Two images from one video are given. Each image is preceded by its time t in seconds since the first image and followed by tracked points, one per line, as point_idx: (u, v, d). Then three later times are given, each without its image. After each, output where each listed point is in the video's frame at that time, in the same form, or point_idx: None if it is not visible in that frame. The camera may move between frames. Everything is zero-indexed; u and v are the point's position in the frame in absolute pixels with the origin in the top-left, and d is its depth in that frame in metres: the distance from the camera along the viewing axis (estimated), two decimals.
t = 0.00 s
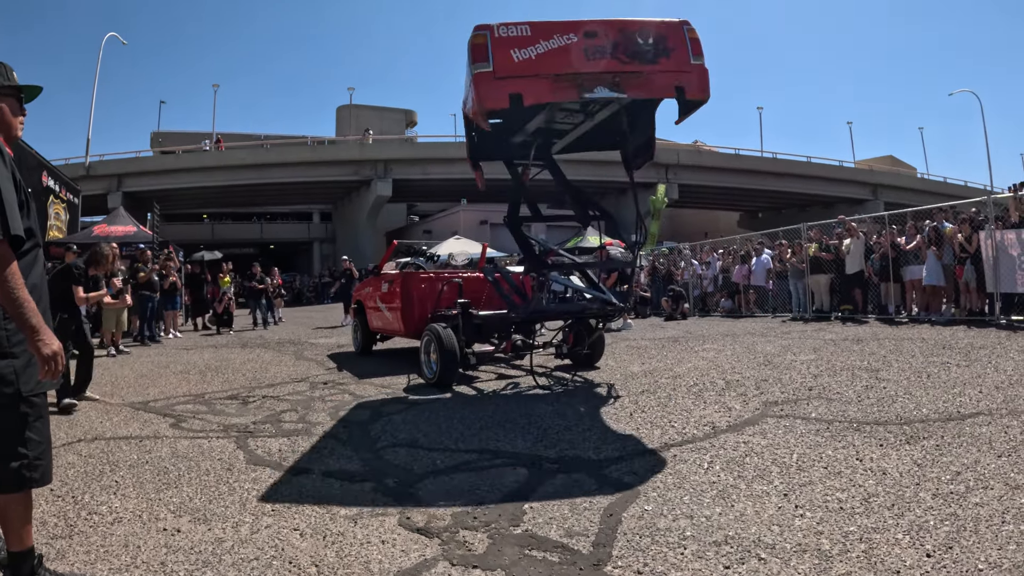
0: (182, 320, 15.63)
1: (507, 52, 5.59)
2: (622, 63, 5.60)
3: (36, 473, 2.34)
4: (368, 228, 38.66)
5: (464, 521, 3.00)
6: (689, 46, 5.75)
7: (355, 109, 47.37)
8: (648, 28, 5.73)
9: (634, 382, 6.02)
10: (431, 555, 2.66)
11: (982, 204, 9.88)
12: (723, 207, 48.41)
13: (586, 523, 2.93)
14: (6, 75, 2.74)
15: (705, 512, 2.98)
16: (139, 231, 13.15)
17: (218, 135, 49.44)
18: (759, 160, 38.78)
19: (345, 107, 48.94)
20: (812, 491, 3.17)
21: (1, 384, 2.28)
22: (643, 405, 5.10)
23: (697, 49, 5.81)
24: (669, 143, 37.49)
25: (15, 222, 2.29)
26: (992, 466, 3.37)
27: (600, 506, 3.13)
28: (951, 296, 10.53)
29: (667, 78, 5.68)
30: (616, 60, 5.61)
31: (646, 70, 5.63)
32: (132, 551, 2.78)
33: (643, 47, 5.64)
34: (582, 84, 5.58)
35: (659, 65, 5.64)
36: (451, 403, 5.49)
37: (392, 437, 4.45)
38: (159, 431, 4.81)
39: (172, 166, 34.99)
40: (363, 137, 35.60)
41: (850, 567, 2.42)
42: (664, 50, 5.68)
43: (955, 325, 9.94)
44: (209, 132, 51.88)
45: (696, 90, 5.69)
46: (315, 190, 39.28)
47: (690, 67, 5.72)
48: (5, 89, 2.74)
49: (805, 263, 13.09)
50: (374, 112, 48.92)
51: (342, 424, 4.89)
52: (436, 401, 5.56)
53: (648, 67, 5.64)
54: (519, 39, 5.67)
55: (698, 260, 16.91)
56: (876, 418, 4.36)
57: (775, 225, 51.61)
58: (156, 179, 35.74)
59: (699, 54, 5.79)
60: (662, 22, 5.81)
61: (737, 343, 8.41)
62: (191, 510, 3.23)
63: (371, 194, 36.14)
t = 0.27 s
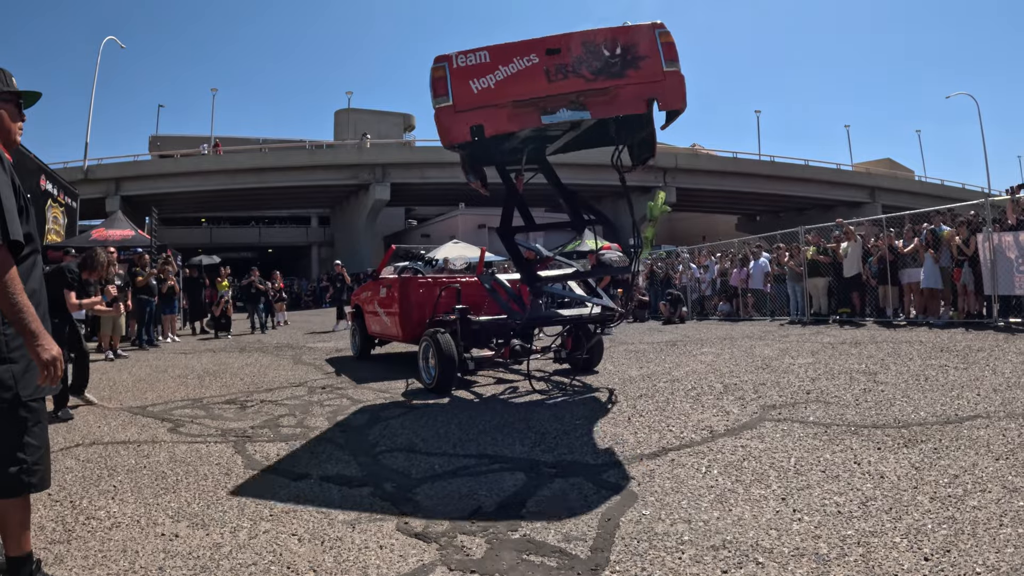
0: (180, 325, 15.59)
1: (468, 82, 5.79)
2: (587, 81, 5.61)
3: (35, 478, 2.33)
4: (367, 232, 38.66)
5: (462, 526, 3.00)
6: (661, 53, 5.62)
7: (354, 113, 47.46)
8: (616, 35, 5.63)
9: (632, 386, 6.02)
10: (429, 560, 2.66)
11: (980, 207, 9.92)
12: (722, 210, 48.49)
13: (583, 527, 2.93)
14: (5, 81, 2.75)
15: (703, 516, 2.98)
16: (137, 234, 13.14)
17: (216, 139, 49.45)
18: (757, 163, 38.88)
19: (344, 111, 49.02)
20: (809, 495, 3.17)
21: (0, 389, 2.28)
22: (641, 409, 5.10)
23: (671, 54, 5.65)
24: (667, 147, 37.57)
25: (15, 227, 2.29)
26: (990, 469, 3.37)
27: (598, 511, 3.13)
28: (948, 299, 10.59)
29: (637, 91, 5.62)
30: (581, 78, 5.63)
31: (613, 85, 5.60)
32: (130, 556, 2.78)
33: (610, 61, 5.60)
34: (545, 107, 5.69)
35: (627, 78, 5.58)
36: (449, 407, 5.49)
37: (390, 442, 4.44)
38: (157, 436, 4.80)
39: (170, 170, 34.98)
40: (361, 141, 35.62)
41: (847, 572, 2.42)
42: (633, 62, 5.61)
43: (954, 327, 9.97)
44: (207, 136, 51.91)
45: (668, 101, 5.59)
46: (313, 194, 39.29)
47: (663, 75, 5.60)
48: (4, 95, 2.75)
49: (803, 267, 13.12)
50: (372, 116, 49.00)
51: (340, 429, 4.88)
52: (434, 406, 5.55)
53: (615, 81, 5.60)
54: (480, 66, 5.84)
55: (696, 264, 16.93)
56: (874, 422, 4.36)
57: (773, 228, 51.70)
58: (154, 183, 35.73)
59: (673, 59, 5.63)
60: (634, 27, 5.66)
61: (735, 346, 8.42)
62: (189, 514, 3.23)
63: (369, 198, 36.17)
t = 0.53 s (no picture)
0: (179, 329, 15.57)
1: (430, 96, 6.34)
2: (531, 77, 5.73)
3: (34, 483, 2.34)
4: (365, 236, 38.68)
5: (460, 531, 3.00)
6: (604, 35, 5.42)
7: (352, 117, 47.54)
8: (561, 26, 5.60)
9: (630, 390, 6.02)
10: (426, 564, 2.66)
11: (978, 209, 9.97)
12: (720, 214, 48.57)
13: (581, 532, 2.93)
14: (4, 87, 2.76)
15: (701, 521, 2.99)
16: (135, 238, 13.14)
17: (214, 143, 49.48)
18: (755, 167, 38.97)
19: (342, 115, 49.09)
20: (807, 499, 3.17)
21: None
22: (639, 413, 5.11)
23: (616, 33, 5.41)
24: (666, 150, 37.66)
25: (14, 233, 2.29)
26: (986, 472, 3.38)
27: (595, 515, 3.13)
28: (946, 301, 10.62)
29: (582, 78, 5.54)
30: (528, 75, 5.77)
31: (556, 75, 5.61)
32: (129, 560, 2.78)
33: (551, 54, 5.61)
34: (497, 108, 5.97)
35: (568, 67, 5.55)
36: (447, 411, 5.50)
37: (388, 447, 4.44)
38: (156, 440, 4.79)
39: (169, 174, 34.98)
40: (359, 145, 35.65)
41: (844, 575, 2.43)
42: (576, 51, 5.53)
43: (952, 330, 9.99)
44: (206, 140, 51.93)
45: (612, 83, 5.42)
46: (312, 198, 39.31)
47: (606, 57, 5.41)
48: (3, 101, 2.76)
49: (801, 270, 13.15)
50: (371, 120, 49.07)
51: (338, 433, 4.88)
52: (432, 411, 5.56)
53: (557, 72, 5.61)
54: (443, 80, 6.35)
55: (694, 268, 16.96)
56: (871, 425, 4.37)
57: (772, 231, 51.78)
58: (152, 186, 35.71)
59: (618, 38, 5.39)
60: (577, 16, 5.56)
61: (733, 350, 8.43)
62: (187, 519, 3.23)
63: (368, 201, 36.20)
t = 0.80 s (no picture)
0: (177, 332, 15.55)
1: (418, 118, 6.91)
2: (490, 86, 5.97)
3: (32, 486, 2.34)
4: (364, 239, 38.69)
5: (458, 534, 3.00)
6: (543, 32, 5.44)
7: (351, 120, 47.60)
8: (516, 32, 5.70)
9: (629, 393, 6.02)
10: (424, 568, 2.66)
11: (975, 212, 10.04)
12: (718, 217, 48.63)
13: (578, 535, 2.93)
14: (1, 90, 2.76)
15: (698, 524, 2.99)
16: (134, 241, 13.13)
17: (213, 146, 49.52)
18: (753, 170, 39.06)
19: (341, 119, 49.16)
20: (804, 502, 3.18)
21: None
22: (636, 417, 5.11)
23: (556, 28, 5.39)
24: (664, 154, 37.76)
25: (12, 236, 2.30)
26: (984, 475, 3.39)
27: (593, 518, 3.13)
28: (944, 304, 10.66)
29: (528, 76, 5.59)
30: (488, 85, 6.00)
31: (509, 80, 5.75)
32: (126, 564, 2.77)
33: (503, 63, 5.82)
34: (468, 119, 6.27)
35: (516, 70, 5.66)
36: (445, 415, 5.50)
37: (386, 450, 4.44)
38: (154, 444, 4.79)
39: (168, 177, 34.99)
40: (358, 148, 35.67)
41: None
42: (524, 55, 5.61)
43: (950, 332, 10.00)
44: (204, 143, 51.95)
45: (552, 74, 5.37)
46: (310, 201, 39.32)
47: (546, 52, 5.40)
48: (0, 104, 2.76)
49: (799, 273, 13.15)
50: (370, 124, 49.14)
51: (336, 437, 4.88)
52: (430, 414, 5.55)
53: (509, 77, 5.77)
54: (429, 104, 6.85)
55: (692, 271, 16.99)
56: (869, 428, 4.38)
57: (770, 234, 51.86)
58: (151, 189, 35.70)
59: (556, 31, 5.34)
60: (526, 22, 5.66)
61: (731, 353, 8.44)
62: (185, 522, 3.22)
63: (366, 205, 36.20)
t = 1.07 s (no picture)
0: (175, 335, 15.52)
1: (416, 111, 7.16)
2: (456, 89, 6.09)
3: (29, 489, 2.33)
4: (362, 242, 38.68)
5: (456, 538, 2.99)
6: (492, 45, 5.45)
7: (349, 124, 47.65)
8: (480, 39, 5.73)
9: (627, 397, 6.01)
10: (422, 572, 2.65)
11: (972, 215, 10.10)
12: (716, 220, 48.71)
13: (577, 539, 2.93)
14: None
15: (696, 528, 2.99)
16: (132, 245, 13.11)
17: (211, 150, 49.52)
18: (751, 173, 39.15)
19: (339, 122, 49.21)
20: (803, 506, 3.17)
21: None
22: (635, 420, 5.11)
23: (502, 42, 5.38)
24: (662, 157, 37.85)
25: (10, 239, 2.30)
26: (982, 477, 3.39)
27: (591, 522, 3.13)
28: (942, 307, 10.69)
29: (479, 86, 5.65)
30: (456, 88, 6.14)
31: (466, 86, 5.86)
32: (124, 568, 2.76)
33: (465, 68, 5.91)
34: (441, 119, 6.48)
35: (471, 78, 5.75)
36: (443, 419, 5.49)
37: (385, 454, 4.43)
38: (152, 447, 4.77)
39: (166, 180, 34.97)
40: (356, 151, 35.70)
41: None
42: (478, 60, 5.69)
43: (948, 335, 10.03)
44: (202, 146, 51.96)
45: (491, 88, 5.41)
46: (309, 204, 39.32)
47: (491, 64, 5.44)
48: None
49: (797, 276, 13.16)
50: (368, 127, 49.19)
51: (335, 441, 4.87)
52: (428, 418, 5.55)
53: (466, 83, 5.87)
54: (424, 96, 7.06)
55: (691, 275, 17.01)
56: (867, 431, 4.38)
57: (768, 237, 51.94)
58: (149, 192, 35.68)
59: (500, 46, 5.33)
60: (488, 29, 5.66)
61: (729, 356, 8.45)
62: (183, 526, 3.21)
63: (364, 208, 36.18)
